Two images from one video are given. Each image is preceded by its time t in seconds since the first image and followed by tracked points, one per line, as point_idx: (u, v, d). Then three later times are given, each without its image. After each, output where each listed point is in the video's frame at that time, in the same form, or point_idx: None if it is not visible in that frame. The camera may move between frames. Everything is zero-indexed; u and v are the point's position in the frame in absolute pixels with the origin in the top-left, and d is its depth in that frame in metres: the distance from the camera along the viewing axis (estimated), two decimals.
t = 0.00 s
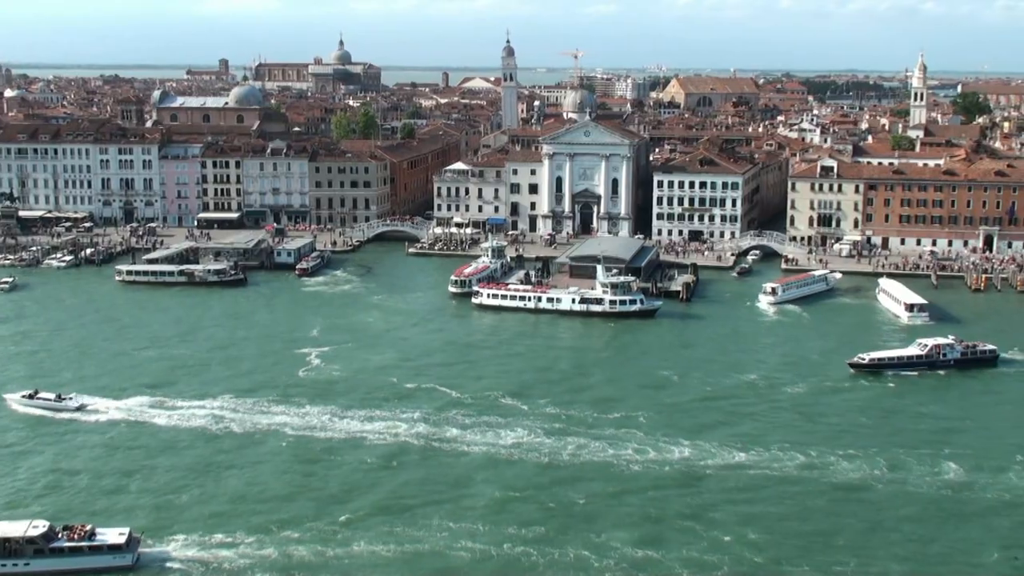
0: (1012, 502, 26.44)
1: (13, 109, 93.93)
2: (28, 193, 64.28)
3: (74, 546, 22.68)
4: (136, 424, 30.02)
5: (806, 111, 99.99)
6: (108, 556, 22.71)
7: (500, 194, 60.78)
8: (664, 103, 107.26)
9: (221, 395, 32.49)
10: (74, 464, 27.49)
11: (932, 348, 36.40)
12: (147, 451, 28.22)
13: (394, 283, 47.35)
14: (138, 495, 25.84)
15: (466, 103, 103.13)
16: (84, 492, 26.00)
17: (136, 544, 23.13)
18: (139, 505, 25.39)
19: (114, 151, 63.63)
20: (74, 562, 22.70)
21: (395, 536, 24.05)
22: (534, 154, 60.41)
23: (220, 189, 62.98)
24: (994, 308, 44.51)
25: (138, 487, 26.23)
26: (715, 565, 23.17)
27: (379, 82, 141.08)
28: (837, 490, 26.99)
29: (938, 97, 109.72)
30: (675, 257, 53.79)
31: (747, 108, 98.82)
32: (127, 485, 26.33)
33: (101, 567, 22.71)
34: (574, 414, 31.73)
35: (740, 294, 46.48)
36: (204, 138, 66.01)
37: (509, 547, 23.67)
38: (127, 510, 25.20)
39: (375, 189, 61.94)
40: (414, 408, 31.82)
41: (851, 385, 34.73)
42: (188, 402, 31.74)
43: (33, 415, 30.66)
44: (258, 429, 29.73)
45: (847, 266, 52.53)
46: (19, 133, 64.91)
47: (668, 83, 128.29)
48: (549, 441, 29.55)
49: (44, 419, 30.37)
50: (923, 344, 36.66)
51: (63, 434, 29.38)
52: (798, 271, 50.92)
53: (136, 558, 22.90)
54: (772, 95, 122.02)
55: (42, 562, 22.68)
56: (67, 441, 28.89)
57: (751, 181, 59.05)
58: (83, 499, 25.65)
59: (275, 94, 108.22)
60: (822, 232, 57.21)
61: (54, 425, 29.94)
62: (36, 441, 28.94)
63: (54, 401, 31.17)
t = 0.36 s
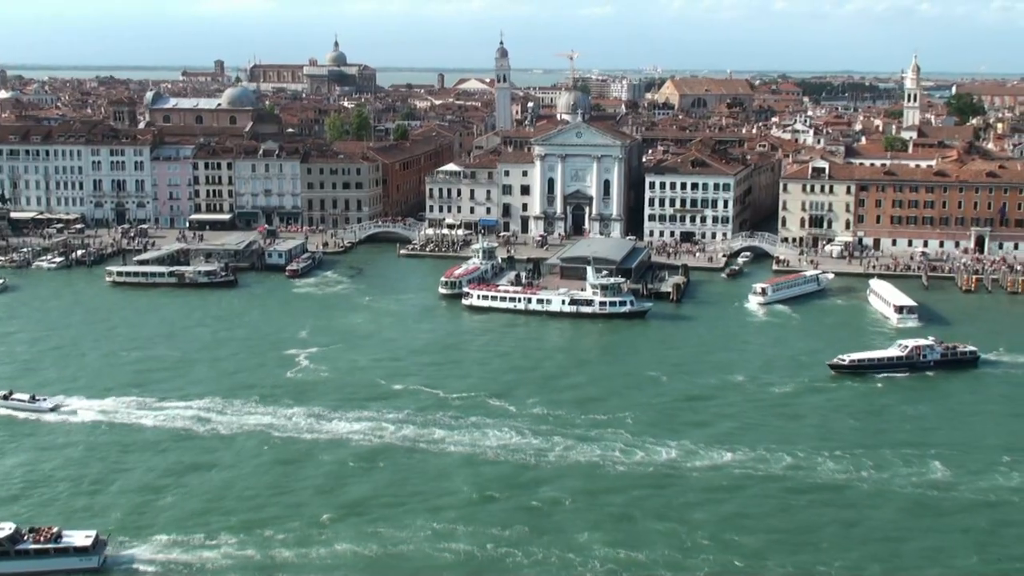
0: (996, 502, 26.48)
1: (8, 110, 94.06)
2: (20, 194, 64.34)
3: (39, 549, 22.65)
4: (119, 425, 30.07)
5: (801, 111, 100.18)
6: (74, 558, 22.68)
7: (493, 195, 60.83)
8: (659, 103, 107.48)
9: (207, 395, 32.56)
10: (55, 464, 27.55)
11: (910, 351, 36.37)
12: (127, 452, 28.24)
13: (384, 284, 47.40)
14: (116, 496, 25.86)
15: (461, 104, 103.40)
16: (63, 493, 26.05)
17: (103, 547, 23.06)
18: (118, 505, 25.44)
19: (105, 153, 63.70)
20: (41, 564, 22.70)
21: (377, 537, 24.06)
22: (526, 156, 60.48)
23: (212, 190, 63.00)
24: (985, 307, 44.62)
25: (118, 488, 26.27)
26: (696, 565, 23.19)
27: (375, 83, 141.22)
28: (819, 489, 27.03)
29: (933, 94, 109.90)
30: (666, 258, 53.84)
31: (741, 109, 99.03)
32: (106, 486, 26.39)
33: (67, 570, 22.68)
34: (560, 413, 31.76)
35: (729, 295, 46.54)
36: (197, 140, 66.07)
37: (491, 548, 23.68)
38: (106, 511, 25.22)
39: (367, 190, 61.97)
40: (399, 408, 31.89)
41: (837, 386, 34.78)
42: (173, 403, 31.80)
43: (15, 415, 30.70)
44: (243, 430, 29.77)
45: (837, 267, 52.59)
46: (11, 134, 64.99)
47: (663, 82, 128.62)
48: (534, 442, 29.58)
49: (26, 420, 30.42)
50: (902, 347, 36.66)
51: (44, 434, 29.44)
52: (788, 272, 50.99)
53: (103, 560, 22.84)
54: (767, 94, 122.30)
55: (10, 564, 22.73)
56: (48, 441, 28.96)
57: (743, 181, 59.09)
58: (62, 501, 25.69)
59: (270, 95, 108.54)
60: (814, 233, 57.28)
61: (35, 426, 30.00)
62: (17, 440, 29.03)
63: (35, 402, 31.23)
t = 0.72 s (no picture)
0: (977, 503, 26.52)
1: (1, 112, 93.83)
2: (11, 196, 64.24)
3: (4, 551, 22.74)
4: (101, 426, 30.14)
5: (795, 113, 100.17)
6: (40, 561, 22.73)
7: (484, 197, 60.89)
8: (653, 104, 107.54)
9: (190, 397, 32.63)
10: (34, 465, 27.61)
11: (890, 354, 36.41)
12: (107, 453, 28.31)
13: (374, 286, 47.47)
14: (94, 498, 25.91)
15: (455, 106, 103.44)
16: (39, 494, 26.10)
17: (70, 550, 23.11)
18: (97, 506, 25.50)
19: (97, 155, 63.78)
20: (6, 566, 22.77)
21: (352, 540, 24.04)
22: (518, 158, 60.56)
23: (204, 192, 62.98)
24: (975, 310, 44.67)
25: (96, 489, 26.33)
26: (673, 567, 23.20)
27: (369, 85, 141.06)
28: (800, 491, 27.08)
29: (928, 92, 109.84)
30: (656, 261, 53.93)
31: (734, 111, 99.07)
32: (84, 487, 26.45)
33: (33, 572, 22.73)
34: (545, 414, 31.77)
35: (719, 298, 46.58)
36: (189, 141, 66.16)
37: (468, 550, 23.66)
38: (82, 512, 25.26)
39: (359, 193, 62.01)
40: (384, 410, 31.95)
41: (822, 388, 34.84)
42: (156, 404, 31.88)
43: None
44: (224, 432, 29.79)
45: (827, 269, 52.67)
46: (3, 136, 65.04)
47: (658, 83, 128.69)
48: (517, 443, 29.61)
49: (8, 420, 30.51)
50: (883, 349, 36.64)
51: (25, 435, 29.53)
52: (778, 275, 51.03)
53: (69, 563, 22.90)
54: (761, 95, 122.35)
55: None
56: (28, 442, 29.05)
57: (734, 184, 59.15)
58: (41, 501, 25.76)
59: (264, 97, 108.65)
60: (804, 236, 57.39)
61: (17, 427, 30.10)
62: None
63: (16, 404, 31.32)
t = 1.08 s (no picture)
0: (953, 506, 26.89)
1: None
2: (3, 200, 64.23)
3: None
4: (87, 433, 30.64)
5: (788, 112, 100.31)
6: (6, 565, 23.69)
7: (476, 200, 60.98)
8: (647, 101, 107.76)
9: (178, 400, 33.15)
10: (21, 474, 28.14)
11: (868, 355, 36.88)
12: (94, 462, 28.83)
13: (364, 290, 47.58)
14: (80, 507, 26.49)
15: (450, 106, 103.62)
16: (27, 504, 26.68)
17: (35, 554, 24.07)
18: (75, 509, 26.45)
19: (89, 157, 63.95)
20: None
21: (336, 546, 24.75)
22: (510, 162, 60.67)
23: (196, 196, 63.01)
24: (963, 311, 44.86)
25: (83, 500, 26.88)
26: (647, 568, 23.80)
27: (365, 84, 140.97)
28: (779, 492, 27.55)
29: (923, 89, 109.97)
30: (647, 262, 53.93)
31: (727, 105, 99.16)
32: (70, 496, 27.03)
33: None
34: (530, 409, 31.93)
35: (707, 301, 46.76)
36: (181, 144, 66.21)
37: (447, 554, 24.33)
38: (70, 521, 25.85)
39: (352, 196, 62.17)
40: (369, 411, 32.21)
41: (805, 391, 35.14)
42: (142, 411, 32.30)
43: None
44: (209, 437, 30.32)
45: (817, 271, 52.68)
46: None
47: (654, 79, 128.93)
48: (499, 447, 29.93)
49: None
50: (862, 351, 37.17)
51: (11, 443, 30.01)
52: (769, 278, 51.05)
53: (34, 566, 23.87)
54: (756, 94, 122.54)
55: None
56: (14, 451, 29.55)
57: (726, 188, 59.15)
58: (27, 512, 26.30)
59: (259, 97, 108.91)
60: (794, 237, 57.26)
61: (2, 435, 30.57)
62: None
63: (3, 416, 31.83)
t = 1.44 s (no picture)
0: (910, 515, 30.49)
1: None
2: None
3: None
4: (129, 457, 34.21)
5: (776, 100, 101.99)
6: None
7: (467, 202, 60.92)
8: (638, 88, 109.42)
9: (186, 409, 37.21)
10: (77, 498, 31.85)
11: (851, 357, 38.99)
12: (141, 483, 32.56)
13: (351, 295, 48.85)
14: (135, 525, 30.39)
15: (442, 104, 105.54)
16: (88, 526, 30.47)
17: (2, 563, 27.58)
18: (74, 504, 31.35)
19: (80, 160, 66.00)
20: None
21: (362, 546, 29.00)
22: (503, 166, 60.92)
23: (187, 198, 62.68)
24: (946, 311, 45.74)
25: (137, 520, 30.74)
26: None
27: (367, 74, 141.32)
28: (728, 509, 30.74)
29: (910, 76, 111.93)
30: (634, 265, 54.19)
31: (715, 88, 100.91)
32: (128, 517, 30.87)
33: None
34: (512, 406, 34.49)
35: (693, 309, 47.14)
36: (171, 145, 66.35)
37: (438, 557, 28.42)
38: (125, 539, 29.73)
39: (343, 197, 62.19)
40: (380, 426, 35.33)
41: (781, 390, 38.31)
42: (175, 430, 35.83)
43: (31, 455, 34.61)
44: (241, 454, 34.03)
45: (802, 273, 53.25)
46: None
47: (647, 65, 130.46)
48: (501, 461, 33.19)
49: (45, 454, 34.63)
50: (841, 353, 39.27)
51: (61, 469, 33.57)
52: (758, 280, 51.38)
53: None
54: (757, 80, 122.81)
55: None
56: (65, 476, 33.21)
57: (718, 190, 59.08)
58: (85, 539, 29.80)
59: (254, 96, 110.73)
60: (785, 237, 57.67)
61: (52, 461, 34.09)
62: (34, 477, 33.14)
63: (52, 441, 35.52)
